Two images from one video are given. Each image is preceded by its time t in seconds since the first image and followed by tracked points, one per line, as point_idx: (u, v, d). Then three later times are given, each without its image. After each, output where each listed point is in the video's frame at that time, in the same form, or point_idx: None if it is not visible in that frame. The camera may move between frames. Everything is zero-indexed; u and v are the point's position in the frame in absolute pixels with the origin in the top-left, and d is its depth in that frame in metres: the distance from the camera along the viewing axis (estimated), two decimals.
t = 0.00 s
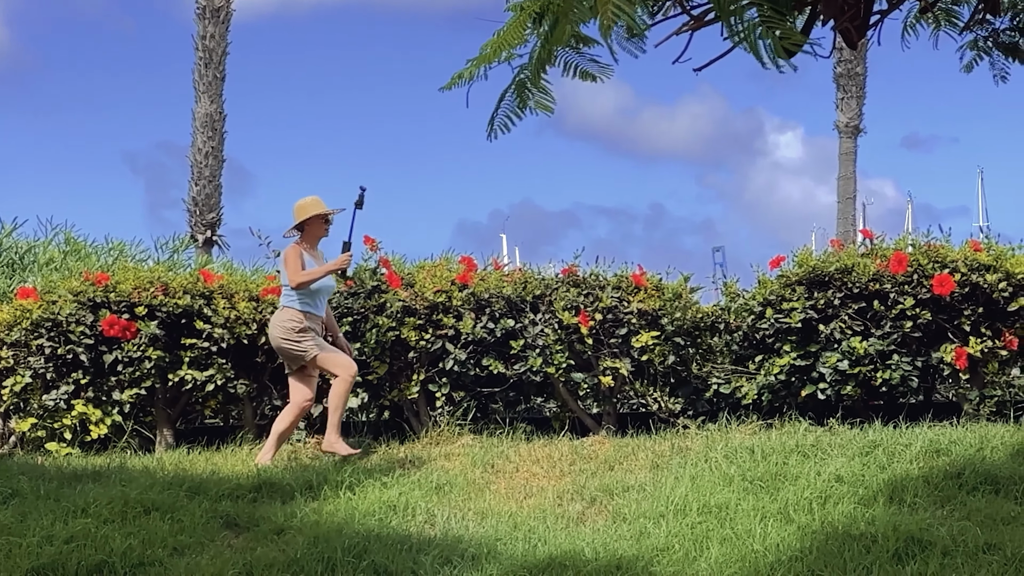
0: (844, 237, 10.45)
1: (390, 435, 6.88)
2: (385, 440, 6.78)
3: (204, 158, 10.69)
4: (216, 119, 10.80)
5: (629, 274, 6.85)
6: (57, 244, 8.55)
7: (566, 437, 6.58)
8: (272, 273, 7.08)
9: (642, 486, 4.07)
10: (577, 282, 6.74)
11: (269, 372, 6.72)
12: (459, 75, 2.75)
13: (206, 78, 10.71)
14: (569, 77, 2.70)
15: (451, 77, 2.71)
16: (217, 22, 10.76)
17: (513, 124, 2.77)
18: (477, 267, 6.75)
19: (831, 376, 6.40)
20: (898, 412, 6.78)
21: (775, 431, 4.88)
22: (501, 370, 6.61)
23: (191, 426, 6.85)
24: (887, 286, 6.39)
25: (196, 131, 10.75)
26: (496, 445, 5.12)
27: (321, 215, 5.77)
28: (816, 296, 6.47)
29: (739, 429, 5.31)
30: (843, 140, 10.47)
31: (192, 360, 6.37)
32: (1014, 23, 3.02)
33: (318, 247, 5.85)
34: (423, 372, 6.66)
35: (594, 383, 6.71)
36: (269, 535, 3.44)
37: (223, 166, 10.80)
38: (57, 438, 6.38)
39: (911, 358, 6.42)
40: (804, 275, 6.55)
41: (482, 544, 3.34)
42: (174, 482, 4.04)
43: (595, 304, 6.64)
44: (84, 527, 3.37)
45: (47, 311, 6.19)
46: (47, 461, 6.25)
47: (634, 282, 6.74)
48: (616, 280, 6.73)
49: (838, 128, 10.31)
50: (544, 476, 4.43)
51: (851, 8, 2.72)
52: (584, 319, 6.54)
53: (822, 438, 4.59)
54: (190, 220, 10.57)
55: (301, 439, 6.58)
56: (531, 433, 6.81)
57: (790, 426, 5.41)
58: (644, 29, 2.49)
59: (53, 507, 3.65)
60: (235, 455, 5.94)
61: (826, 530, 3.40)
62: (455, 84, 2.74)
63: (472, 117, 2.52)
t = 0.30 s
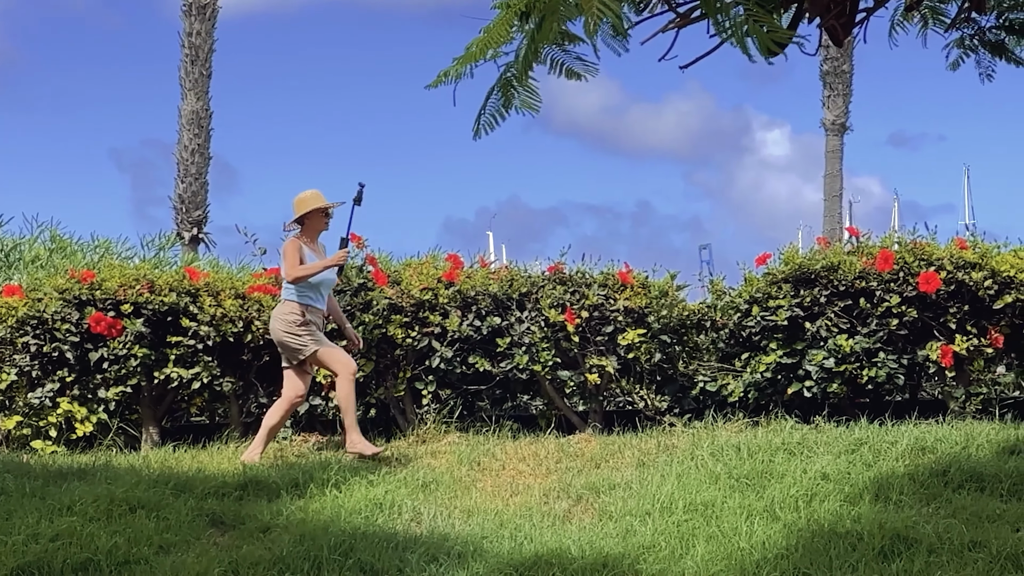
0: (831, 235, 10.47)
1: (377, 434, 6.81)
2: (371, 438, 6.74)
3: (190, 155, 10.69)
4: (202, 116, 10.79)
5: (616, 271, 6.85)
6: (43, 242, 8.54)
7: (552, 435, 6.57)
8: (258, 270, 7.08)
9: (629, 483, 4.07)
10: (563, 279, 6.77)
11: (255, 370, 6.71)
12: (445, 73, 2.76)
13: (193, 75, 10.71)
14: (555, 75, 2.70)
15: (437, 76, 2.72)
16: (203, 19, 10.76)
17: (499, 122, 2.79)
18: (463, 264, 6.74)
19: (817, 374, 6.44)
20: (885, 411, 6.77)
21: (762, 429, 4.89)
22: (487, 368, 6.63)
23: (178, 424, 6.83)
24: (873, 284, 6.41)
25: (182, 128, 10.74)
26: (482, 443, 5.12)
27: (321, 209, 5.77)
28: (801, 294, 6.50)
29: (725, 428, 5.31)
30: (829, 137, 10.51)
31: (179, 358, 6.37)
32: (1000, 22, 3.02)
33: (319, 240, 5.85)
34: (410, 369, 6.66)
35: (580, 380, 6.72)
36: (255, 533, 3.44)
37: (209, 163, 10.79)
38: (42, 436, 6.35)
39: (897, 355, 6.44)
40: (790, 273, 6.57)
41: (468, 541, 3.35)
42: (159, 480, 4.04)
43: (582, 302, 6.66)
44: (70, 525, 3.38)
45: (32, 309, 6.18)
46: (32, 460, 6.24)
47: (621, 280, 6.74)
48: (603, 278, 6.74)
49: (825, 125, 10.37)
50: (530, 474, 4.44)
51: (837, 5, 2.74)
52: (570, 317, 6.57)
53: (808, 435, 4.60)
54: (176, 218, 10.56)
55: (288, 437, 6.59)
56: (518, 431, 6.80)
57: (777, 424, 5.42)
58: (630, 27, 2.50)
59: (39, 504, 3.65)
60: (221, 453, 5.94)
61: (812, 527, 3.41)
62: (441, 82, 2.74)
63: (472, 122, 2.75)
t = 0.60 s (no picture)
0: (818, 235, 10.50)
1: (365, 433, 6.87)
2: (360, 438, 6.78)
3: (177, 155, 10.69)
4: (189, 116, 10.79)
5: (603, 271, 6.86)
6: (30, 242, 8.53)
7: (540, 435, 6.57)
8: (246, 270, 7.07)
9: (616, 483, 4.07)
10: (551, 279, 6.77)
11: (243, 370, 6.73)
12: (432, 74, 2.76)
13: (180, 75, 10.71)
14: (542, 76, 2.68)
15: (424, 77, 2.73)
16: (190, 19, 10.76)
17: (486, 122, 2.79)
18: (451, 264, 6.75)
19: (805, 373, 6.43)
20: (871, 410, 6.79)
21: (750, 429, 4.89)
22: (475, 368, 6.62)
23: (165, 424, 6.83)
24: (861, 284, 6.41)
25: (169, 128, 10.74)
26: (469, 443, 5.11)
27: (322, 205, 5.77)
28: (789, 294, 6.51)
29: (713, 428, 5.31)
30: (817, 138, 10.53)
31: (165, 358, 6.36)
32: (987, 23, 3.04)
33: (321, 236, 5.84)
34: (398, 369, 6.69)
35: (568, 380, 6.72)
36: (242, 533, 3.44)
37: (196, 163, 10.79)
38: (30, 436, 6.36)
39: (884, 355, 6.43)
40: (777, 273, 6.57)
41: (456, 541, 3.35)
42: (146, 480, 4.03)
43: (569, 302, 6.66)
44: (57, 525, 3.38)
45: (19, 309, 6.17)
46: (19, 460, 6.23)
47: (608, 280, 6.74)
48: (590, 278, 6.75)
49: (812, 126, 10.41)
50: (518, 474, 4.44)
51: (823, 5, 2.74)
52: (558, 317, 6.56)
53: (795, 435, 4.60)
54: (163, 218, 10.55)
55: (275, 437, 6.59)
56: (506, 431, 6.80)
57: (765, 424, 5.42)
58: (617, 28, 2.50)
59: (25, 504, 3.65)
60: (208, 452, 5.94)
61: (799, 527, 3.42)
62: (428, 83, 2.75)
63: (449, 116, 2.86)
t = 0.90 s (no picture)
0: (805, 233, 10.52)
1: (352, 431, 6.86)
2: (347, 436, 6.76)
3: (164, 154, 10.67)
4: (177, 115, 10.79)
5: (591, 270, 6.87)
6: (16, 241, 8.51)
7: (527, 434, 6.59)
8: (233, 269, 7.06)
9: (603, 481, 4.08)
10: (538, 278, 6.78)
11: (230, 369, 6.73)
12: (419, 73, 2.76)
13: (167, 74, 10.71)
14: (528, 76, 2.68)
15: (411, 76, 2.73)
16: (178, 17, 10.75)
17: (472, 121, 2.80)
18: (438, 263, 6.76)
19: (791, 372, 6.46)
20: (859, 409, 6.79)
21: (737, 428, 4.89)
22: (462, 367, 6.62)
23: (152, 423, 6.81)
24: (848, 283, 6.42)
25: (156, 126, 10.73)
26: (457, 442, 5.11)
27: (323, 201, 5.76)
28: (776, 292, 6.52)
29: (701, 426, 5.32)
30: (805, 136, 10.55)
31: (152, 357, 6.37)
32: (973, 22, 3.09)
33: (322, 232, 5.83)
34: (385, 369, 6.67)
35: (555, 378, 6.73)
36: (229, 531, 3.44)
37: (183, 162, 10.79)
38: (16, 435, 6.34)
39: (871, 353, 6.46)
40: (765, 271, 6.58)
41: (443, 540, 3.35)
42: (133, 479, 4.03)
43: (557, 300, 6.66)
44: (43, 524, 3.38)
45: (5, 308, 6.16)
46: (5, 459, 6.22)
47: (596, 279, 6.76)
48: (577, 276, 6.76)
49: (800, 125, 10.43)
50: (505, 472, 4.44)
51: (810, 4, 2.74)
52: (545, 316, 6.57)
53: (783, 434, 4.60)
54: (151, 216, 10.55)
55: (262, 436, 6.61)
56: (493, 429, 6.82)
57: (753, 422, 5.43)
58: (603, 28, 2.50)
59: (11, 503, 3.64)
60: (195, 451, 5.93)
61: (786, 525, 3.42)
62: (415, 82, 2.76)
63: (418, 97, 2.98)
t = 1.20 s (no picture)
0: (792, 230, 10.55)
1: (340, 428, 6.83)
2: (334, 433, 6.74)
3: (152, 150, 10.66)
4: (164, 111, 10.78)
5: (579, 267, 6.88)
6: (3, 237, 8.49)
7: (515, 431, 6.61)
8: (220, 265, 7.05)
9: (591, 478, 4.09)
10: (526, 275, 6.77)
11: (217, 365, 6.74)
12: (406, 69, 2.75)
13: (154, 70, 10.69)
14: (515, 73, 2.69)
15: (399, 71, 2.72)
16: (165, 13, 10.73)
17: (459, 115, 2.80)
18: (426, 259, 6.75)
19: (779, 368, 6.46)
20: (846, 405, 6.83)
21: (724, 424, 4.89)
22: (450, 363, 6.64)
23: (139, 420, 6.77)
24: (836, 279, 6.42)
25: (143, 122, 10.71)
26: (445, 439, 5.11)
27: (325, 198, 5.76)
28: (764, 289, 6.52)
29: (690, 423, 5.33)
30: (793, 133, 10.55)
31: (140, 353, 6.38)
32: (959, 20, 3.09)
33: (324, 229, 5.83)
34: (372, 365, 6.65)
35: (543, 375, 6.73)
36: (216, 529, 3.44)
37: (171, 158, 10.78)
38: (3, 432, 6.33)
39: (859, 350, 6.47)
40: (752, 268, 6.57)
41: (431, 537, 3.35)
42: (119, 476, 4.02)
43: (544, 297, 6.66)
44: (29, 522, 3.38)
45: None
46: None
47: (583, 275, 6.76)
48: (565, 273, 6.76)
49: (788, 122, 10.43)
50: (493, 469, 4.45)
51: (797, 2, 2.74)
52: (532, 312, 6.58)
53: (771, 431, 4.61)
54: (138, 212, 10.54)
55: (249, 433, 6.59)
56: (480, 426, 6.80)
57: (742, 419, 5.44)
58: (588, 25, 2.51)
59: None
60: (183, 448, 5.93)
61: (773, 522, 3.42)
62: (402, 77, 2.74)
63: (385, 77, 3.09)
